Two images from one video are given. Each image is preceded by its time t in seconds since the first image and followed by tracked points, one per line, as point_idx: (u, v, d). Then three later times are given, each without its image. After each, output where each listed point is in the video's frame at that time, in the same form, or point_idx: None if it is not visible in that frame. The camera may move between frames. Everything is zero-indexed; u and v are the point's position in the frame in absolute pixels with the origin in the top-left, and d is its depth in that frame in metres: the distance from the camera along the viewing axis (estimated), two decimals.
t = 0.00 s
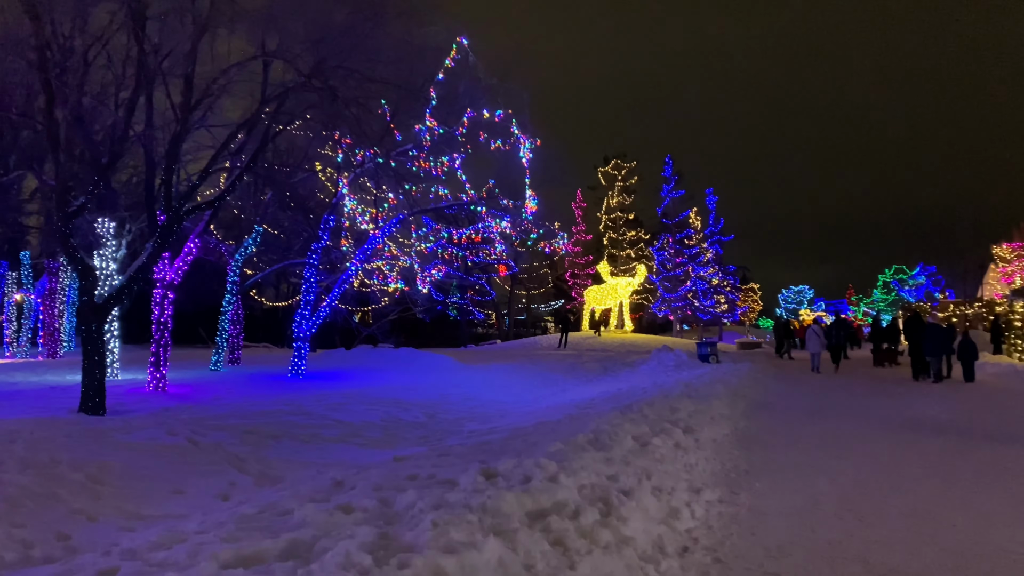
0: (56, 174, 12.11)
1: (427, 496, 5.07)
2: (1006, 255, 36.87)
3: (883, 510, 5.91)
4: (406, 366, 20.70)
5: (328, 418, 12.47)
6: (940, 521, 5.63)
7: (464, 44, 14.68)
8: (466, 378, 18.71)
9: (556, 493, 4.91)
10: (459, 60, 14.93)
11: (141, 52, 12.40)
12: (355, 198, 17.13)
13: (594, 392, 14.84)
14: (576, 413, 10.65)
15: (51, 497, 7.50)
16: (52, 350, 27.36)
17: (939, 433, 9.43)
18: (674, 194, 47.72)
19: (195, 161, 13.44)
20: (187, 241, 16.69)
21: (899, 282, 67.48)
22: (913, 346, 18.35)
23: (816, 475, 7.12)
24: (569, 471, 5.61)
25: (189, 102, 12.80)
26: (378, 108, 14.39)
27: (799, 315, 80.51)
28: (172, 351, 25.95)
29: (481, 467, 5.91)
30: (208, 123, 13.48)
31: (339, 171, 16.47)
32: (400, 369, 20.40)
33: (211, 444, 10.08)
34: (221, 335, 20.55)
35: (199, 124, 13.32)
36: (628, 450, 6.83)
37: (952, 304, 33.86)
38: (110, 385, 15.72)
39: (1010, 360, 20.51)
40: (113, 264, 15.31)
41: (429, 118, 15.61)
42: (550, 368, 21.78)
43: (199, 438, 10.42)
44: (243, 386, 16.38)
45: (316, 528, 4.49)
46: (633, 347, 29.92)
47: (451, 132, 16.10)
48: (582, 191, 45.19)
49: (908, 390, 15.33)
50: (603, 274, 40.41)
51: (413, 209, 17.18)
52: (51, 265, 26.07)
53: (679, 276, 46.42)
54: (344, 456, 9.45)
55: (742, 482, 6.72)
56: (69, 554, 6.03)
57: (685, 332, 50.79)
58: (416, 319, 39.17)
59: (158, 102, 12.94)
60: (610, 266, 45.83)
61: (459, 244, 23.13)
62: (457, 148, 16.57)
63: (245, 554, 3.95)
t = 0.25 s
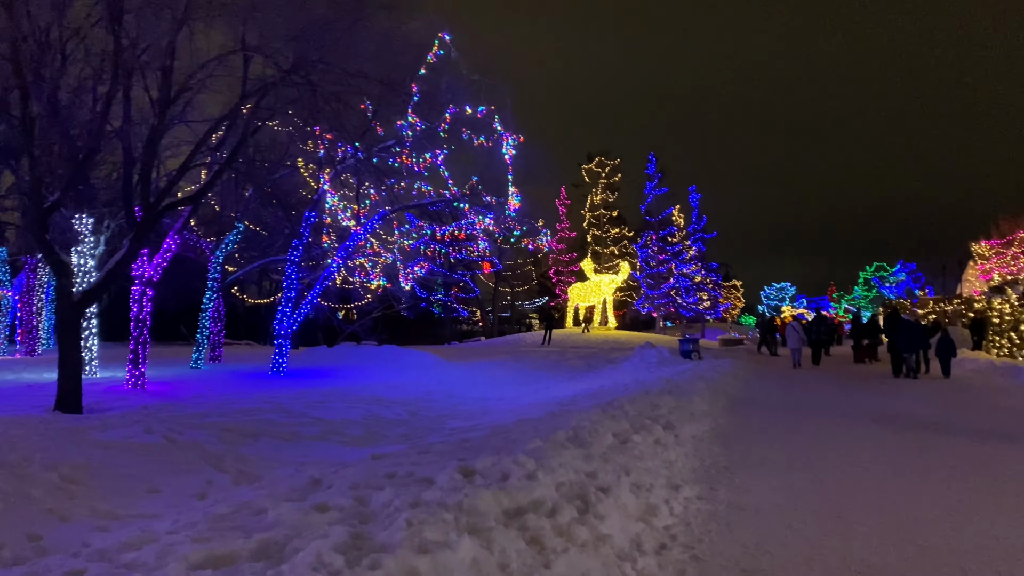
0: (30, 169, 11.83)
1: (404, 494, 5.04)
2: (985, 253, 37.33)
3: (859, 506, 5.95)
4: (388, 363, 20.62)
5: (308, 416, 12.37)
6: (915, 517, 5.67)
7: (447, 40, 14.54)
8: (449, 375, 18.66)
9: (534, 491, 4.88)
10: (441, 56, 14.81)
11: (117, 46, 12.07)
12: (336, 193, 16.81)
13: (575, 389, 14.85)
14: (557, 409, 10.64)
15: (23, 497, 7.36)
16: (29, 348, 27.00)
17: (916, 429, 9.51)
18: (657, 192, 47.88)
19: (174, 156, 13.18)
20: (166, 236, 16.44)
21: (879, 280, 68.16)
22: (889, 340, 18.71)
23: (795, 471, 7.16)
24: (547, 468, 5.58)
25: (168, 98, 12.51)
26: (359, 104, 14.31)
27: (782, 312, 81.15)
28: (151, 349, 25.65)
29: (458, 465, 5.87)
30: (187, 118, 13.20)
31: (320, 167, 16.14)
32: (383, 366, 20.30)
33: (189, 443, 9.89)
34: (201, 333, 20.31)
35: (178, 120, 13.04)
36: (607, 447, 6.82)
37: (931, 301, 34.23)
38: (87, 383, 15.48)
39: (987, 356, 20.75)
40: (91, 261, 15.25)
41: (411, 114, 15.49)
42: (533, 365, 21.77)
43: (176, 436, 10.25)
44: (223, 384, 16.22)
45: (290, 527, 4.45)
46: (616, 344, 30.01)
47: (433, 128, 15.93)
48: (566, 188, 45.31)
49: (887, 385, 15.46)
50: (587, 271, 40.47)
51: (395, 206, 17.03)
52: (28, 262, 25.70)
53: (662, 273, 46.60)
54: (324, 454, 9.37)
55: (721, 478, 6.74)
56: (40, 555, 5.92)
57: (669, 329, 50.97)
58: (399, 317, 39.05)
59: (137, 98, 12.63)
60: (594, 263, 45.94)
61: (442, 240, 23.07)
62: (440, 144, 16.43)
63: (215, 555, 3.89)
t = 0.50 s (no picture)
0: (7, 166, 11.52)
1: (385, 495, 4.96)
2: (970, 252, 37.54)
3: (846, 505, 5.92)
4: (374, 363, 20.47)
5: (292, 416, 12.22)
6: (901, 516, 5.65)
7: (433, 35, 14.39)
8: (435, 374, 18.55)
9: (517, 491, 4.81)
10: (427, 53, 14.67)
11: (96, 39, 11.72)
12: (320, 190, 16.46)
13: (561, 388, 14.78)
14: (543, 408, 10.58)
15: None
16: (11, 347, 26.66)
17: (902, 428, 9.50)
18: (645, 190, 47.94)
19: (154, 152, 12.90)
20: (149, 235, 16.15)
21: (865, 279, 68.58)
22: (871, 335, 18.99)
23: (781, 469, 7.12)
24: (532, 467, 5.51)
25: (149, 93, 12.22)
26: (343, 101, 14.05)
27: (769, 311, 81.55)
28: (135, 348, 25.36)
29: (441, 465, 5.78)
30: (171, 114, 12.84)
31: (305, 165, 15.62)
32: (368, 366, 20.16)
33: (169, 443, 9.67)
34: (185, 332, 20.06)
35: (160, 116, 12.62)
36: (593, 446, 6.76)
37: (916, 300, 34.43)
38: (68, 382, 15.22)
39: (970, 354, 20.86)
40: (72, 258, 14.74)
41: (396, 110, 15.13)
42: (520, 364, 21.68)
43: (157, 436, 10.02)
44: (206, 383, 16.03)
45: (268, 529, 4.36)
46: (604, 343, 29.98)
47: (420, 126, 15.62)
48: (554, 187, 45.38)
49: (873, 383, 15.50)
50: (574, 270, 40.44)
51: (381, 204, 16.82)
52: (10, 261, 25.37)
53: (649, 272, 46.48)
54: (308, 453, 9.25)
55: (707, 477, 6.69)
56: (13, 557, 5.79)
57: (656, 328, 51.04)
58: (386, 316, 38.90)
59: (117, 95, 12.36)
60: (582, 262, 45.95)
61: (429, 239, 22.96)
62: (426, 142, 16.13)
63: (189, 558, 3.79)
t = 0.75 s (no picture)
0: None
1: (367, 498, 4.86)
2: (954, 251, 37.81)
3: (833, 505, 5.89)
4: (360, 363, 20.33)
5: (276, 416, 12.07)
6: (888, 516, 5.62)
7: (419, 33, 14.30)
8: (421, 374, 18.44)
9: (502, 494, 4.72)
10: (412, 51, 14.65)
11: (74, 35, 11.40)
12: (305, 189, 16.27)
13: (548, 388, 14.71)
14: (530, 409, 10.51)
15: None
16: None
17: (888, 428, 9.51)
18: (632, 190, 48.02)
19: (136, 148, 12.56)
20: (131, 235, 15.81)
21: (850, 279, 69.02)
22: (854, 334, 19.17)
23: (769, 470, 7.07)
24: (518, 469, 5.42)
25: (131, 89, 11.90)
26: (329, 98, 14.22)
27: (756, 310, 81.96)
28: (118, 348, 25.07)
29: (425, 467, 5.68)
30: (153, 111, 12.53)
31: (291, 164, 15.31)
32: (354, 366, 20.02)
33: (151, 444, 9.37)
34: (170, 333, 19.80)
35: (143, 111, 12.35)
36: (579, 447, 6.68)
37: (901, 299, 34.65)
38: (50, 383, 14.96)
39: (955, 353, 20.98)
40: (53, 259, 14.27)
41: (382, 108, 14.94)
42: (507, 363, 21.60)
43: (137, 437, 9.73)
44: (189, 384, 15.82)
45: (246, 534, 4.24)
46: (592, 342, 29.96)
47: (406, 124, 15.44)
48: (541, 187, 45.38)
49: (859, 382, 15.54)
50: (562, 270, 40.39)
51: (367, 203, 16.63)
52: None
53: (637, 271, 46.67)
54: (291, 455, 9.11)
55: (694, 477, 6.64)
56: None
57: (644, 327, 51.11)
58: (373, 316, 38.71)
59: (98, 90, 12.09)
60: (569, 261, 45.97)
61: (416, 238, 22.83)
62: (412, 140, 16.00)
63: (162, 565, 3.68)
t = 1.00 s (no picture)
0: None
1: (350, 503, 4.72)
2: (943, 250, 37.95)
3: (827, 508, 5.80)
4: (347, 362, 20.16)
5: (262, 417, 11.89)
6: (883, 519, 5.54)
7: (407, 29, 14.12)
8: (410, 374, 18.30)
9: (490, 498, 4.60)
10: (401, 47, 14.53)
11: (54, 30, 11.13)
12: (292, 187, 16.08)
13: (538, 388, 14.61)
14: (519, 409, 10.40)
15: None
16: None
17: (881, 428, 9.45)
18: (622, 188, 47.93)
19: (119, 144, 12.30)
20: (114, 233, 15.54)
21: (839, 277, 69.30)
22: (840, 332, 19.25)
23: (761, 471, 6.99)
24: (508, 472, 5.30)
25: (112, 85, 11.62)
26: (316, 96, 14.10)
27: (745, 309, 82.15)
28: (103, 348, 24.76)
29: (412, 471, 5.55)
30: (138, 108, 12.24)
31: (278, 161, 15.25)
32: (342, 365, 19.84)
33: (132, 446, 9.12)
34: (155, 331, 19.53)
35: (129, 109, 12.09)
36: (569, 449, 6.57)
37: (890, 298, 34.74)
38: (29, 383, 14.64)
39: (945, 352, 21.02)
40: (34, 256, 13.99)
41: (370, 106, 14.76)
42: (497, 363, 21.47)
43: (120, 438, 9.50)
44: (174, 384, 15.60)
45: (225, 541, 4.08)
46: (582, 341, 29.88)
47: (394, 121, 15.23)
48: (531, 185, 45.22)
49: (850, 382, 15.52)
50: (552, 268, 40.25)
51: (354, 201, 16.47)
52: None
53: (627, 270, 46.58)
54: (277, 457, 8.95)
55: (686, 479, 6.55)
56: None
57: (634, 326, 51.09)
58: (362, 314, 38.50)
59: (81, 87, 11.60)
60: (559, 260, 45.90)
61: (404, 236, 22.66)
62: (400, 138, 15.84)
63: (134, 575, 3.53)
